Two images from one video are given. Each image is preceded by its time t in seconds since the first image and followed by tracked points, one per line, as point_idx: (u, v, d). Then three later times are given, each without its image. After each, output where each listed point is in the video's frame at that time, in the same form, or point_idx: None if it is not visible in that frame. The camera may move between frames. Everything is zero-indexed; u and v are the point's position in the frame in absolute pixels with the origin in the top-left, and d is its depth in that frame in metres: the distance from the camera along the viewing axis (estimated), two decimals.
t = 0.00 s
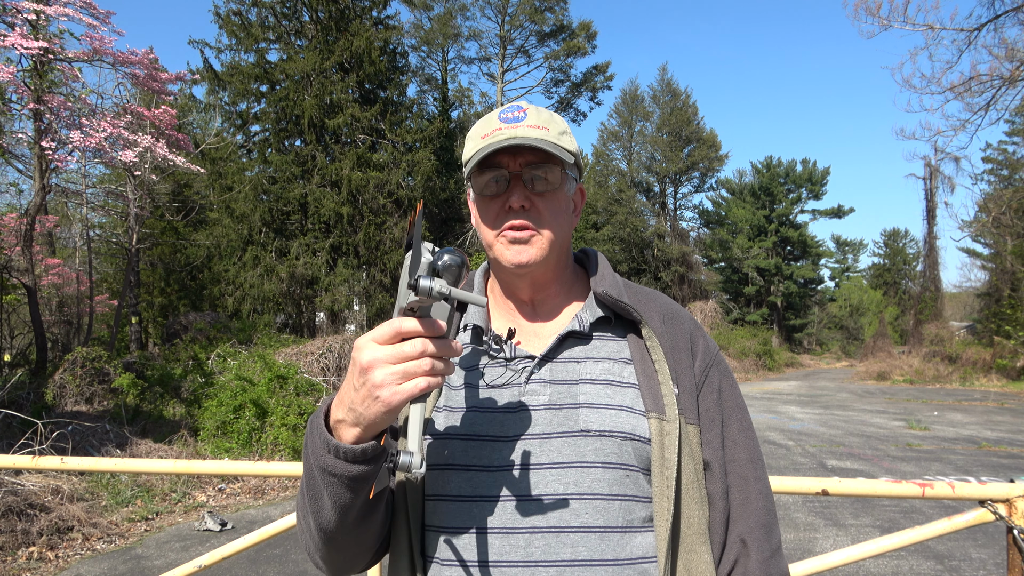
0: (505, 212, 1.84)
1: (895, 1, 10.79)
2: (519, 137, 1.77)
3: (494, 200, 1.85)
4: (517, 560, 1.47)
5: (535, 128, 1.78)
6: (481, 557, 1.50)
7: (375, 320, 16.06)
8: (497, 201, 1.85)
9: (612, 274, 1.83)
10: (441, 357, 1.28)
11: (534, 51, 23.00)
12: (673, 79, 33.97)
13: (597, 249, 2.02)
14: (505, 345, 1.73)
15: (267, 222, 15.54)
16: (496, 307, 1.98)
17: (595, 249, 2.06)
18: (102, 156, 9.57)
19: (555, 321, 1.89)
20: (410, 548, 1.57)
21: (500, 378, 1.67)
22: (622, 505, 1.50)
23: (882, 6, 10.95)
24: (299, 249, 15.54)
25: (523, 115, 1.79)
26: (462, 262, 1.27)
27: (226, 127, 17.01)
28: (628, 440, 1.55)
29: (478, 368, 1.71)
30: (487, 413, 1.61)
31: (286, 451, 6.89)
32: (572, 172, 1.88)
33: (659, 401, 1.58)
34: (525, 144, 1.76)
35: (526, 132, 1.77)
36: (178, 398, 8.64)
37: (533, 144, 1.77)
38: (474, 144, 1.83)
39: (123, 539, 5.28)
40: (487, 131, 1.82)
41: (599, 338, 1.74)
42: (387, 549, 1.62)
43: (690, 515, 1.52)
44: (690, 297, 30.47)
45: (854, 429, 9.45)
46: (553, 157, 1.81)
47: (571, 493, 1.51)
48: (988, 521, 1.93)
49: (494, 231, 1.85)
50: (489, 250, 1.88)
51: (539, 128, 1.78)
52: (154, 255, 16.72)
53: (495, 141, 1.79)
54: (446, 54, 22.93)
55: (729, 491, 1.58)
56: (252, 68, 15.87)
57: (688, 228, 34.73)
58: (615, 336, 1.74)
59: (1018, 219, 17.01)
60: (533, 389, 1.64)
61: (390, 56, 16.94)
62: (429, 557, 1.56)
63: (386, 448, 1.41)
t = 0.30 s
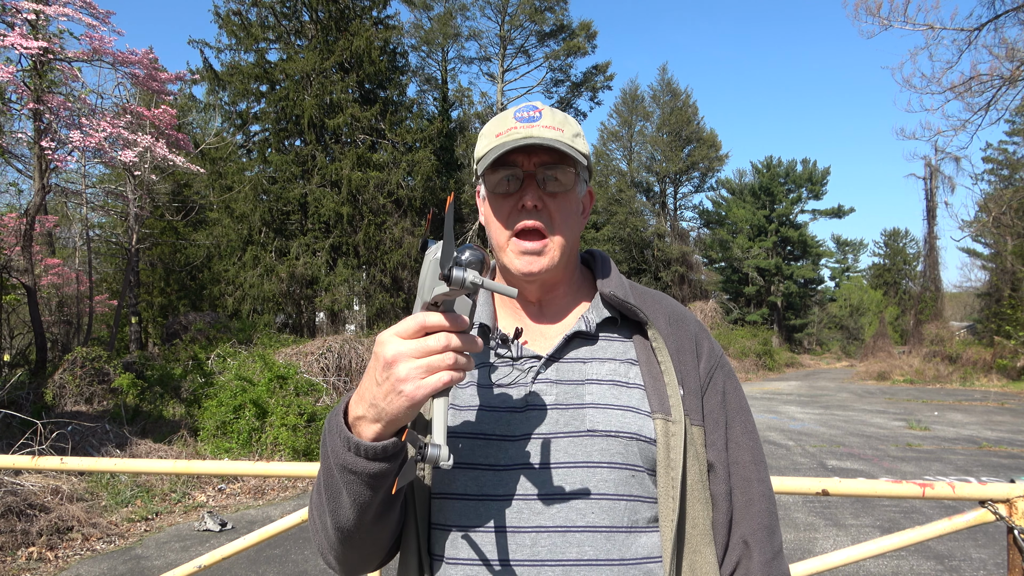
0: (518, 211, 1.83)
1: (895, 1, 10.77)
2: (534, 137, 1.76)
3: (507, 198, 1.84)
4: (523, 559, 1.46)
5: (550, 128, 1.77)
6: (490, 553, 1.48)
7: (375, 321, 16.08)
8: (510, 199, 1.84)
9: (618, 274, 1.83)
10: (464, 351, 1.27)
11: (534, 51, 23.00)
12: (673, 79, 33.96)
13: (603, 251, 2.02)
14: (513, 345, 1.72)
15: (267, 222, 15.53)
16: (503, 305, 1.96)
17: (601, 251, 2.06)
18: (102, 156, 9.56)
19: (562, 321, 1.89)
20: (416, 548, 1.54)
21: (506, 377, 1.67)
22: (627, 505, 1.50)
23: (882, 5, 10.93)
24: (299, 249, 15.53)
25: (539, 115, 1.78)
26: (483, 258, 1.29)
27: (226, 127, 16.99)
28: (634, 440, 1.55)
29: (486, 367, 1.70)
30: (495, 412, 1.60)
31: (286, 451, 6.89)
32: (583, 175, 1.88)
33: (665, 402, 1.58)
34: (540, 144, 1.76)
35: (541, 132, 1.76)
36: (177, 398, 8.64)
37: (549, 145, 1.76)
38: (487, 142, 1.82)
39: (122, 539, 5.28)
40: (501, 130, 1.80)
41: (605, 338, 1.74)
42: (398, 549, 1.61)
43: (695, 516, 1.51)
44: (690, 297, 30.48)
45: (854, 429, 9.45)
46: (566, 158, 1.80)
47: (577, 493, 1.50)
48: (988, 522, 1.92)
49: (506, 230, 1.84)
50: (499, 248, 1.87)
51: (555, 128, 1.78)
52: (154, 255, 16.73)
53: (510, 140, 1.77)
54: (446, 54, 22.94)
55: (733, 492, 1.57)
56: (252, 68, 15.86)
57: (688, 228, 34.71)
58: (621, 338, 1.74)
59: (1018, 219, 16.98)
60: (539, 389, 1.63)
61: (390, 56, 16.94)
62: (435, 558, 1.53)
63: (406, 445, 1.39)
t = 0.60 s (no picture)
0: (523, 211, 1.83)
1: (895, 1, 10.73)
2: (539, 136, 1.77)
3: (512, 198, 1.84)
4: (526, 559, 1.47)
5: (555, 129, 1.78)
6: (494, 554, 1.48)
7: (375, 320, 16.10)
8: (514, 199, 1.84)
9: (622, 274, 1.83)
10: (470, 357, 1.27)
11: (534, 51, 23.02)
12: (673, 80, 33.97)
13: (607, 250, 2.02)
14: (516, 345, 1.72)
15: (267, 222, 15.52)
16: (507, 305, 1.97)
17: (605, 250, 2.05)
18: (102, 156, 9.56)
19: (564, 322, 1.89)
20: (419, 547, 1.56)
21: (509, 378, 1.67)
22: (630, 505, 1.50)
23: (882, 5, 10.89)
24: (298, 249, 15.54)
25: (544, 115, 1.79)
26: (489, 263, 1.28)
27: (226, 127, 16.99)
28: (637, 441, 1.55)
29: (489, 367, 1.70)
30: (498, 412, 1.61)
31: (286, 451, 6.89)
32: (588, 174, 1.88)
33: (668, 403, 1.58)
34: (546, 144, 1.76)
35: (546, 132, 1.77)
36: (178, 398, 8.64)
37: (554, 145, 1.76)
38: (493, 141, 1.82)
39: (122, 539, 5.28)
40: (507, 129, 1.81)
41: (609, 339, 1.74)
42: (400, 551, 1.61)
43: (698, 517, 1.51)
44: (690, 297, 30.51)
45: (854, 429, 9.45)
46: (571, 158, 1.80)
47: (581, 494, 1.50)
48: (988, 522, 1.92)
49: (511, 230, 1.84)
50: (503, 248, 1.87)
51: (560, 128, 1.78)
52: (155, 255, 16.74)
53: (515, 140, 1.78)
54: (446, 54, 22.95)
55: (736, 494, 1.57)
56: (252, 67, 15.85)
57: (688, 228, 34.73)
58: (624, 338, 1.74)
59: (1018, 219, 16.96)
60: (542, 389, 1.63)
61: (390, 56, 16.96)
62: (438, 558, 1.54)
63: (409, 450, 1.40)
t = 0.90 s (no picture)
0: (524, 211, 1.83)
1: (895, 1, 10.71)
2: (541, 137, 1.76)
3: (513, 198, 1.84)
4: (529, 559, 1.46)
5: (557, 128, 1.78)
6: (496, 554, 1.48)
7: (375, 320, 16.09)
8: (516, 199, 1.84)
9: (624, 275, 1.83)
10: (471, 364, 1.26)
11: (534, 51, 23.03)
12: (673, 80, 33.97)
13: (610, 250, 2.01)
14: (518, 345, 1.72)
15: (267, 222, 15.52)
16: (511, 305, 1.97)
17: (608, 250, 2.05)
18: (102, 156, 9.55)
19: (567, 321, 1.89)
20: (423, 548, 1.57)
21: (512, 377, 1.67)
22: (633, 505, 1.49)
23: (881, 5, 10.85)
24: (298, 249, 15.54)
25: (545, 115, 1.79)
26: (491, 271, 1.27)
27: (226, 127, 16.98)
28: (640, 441, 1.55)
29: (492, 368, 1.70)
30: (501, 412, 1.61)
31: (286, 451, 6.90)
32: (590, 175, 1.88)
33: (671, 403, 1.58)
34: (547, 143, 1.75)
35: (547, 132, 1.77)
36: (177, 398, 8.64)
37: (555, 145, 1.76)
38: (495, 142, 1.82)
39: (122, 539, 5.28)
40: (508, 130, 1.81)
41: (612, 339, 1.73)
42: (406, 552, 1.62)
43: (700, 516, 1.52)
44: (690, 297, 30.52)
45: (854, 429, 9.45)
46: (573, 158, 1.80)
47: (584, 493, 1.50)
48: (988, 522, 1.92)
49: (512, 230, 1.84)
50: (504, 249, 1.88)
51: (561, 128, 1.78)
52: (154, 255, 16.74)
53: (516, 140, 1.78)
54: (446, 54, 22.94)
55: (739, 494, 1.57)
56: (252, 67, 15.85)
57: (688, 228, 34.73)
58: (627, 338, 1.74)
59: (1018, 219, 16.95)
60: (545, 389, 1.63)
61: (390, 56, 16.95)
62: (441, 559, 1.54)
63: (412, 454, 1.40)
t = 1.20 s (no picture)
0: (525, 211, 1.83)
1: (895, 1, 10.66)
2: (539, 137, 1.76)
3: (514, 199, 1.84)
4: (530, 558, 1.46)
5: (556, 128, 1.77)
6: (497, 554, 1.48)
7: (375, 320, 16.07)
8: (517, 200, 1.84)
9: (627, 275, 1.83)
10: (465, 365, 1.26)
11: (534, 51, 23.04)
12: (673, 80, 33.97)
13: (613, 250, 2.01)
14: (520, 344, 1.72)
15: (267, 222, 15.52)
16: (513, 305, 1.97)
17: (611, 249, 2.04)
18: (102, 156, 9.55)
19: (569, 322, 1.89)
20: (423, 548, 1.56)
21: (514, 377, 1.66)
22: (635, 505, 1.49)
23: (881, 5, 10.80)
24: (298, 249, 15.56)
25: (544, 115, 1.78)
26: (488, 271, 1.26)
27: (226, 127, 16.98)
28: (641, 441, 1.55)
29: (494, 368, 1.70)
30: (502, 411, 1.61)
31: (286, 451, 6.90)
32: (591, 174, 1.87)
33: (672, 403, 1.58)
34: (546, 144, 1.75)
35: (546, 132, 1.76)
36: (177, 398, 8.65)
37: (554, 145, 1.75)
38: (494, 142, 1.83)
39: (122, 539, 5.28)
40: (508, 130, 1.81)
41: (613, 339, 1.73)
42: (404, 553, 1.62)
43: (701, 517, 1.52)
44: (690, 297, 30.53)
45: (854, 428, 9.45)
46: (572, 158, 1.80)
47: (586, 493, 1.50)
48: (988, 522, 1.92)
49: (513, 231, 1.84)
50: (506, 249, 1.88)
51: (560, 128, 1.77)
52: (154, 255, 16.73)
53: (516, 141, 1.77)
54: (446, 54, 22.93)
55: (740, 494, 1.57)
56: (252, 67, 15.85)
57: (688, 228, 34.74)
58: (629, 338, 1.74)
59: (1018, 219, 16.94)
60: (547, 390, 1.63)
61: (390, 56, 16.95)
62: (443, 559, 1.54)
63: (409, 454, 1.40)
